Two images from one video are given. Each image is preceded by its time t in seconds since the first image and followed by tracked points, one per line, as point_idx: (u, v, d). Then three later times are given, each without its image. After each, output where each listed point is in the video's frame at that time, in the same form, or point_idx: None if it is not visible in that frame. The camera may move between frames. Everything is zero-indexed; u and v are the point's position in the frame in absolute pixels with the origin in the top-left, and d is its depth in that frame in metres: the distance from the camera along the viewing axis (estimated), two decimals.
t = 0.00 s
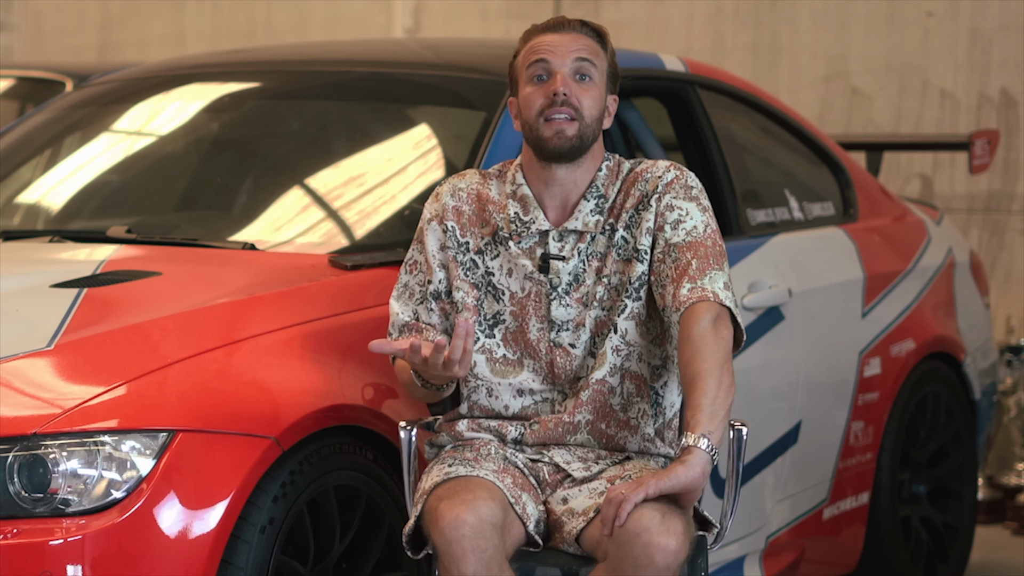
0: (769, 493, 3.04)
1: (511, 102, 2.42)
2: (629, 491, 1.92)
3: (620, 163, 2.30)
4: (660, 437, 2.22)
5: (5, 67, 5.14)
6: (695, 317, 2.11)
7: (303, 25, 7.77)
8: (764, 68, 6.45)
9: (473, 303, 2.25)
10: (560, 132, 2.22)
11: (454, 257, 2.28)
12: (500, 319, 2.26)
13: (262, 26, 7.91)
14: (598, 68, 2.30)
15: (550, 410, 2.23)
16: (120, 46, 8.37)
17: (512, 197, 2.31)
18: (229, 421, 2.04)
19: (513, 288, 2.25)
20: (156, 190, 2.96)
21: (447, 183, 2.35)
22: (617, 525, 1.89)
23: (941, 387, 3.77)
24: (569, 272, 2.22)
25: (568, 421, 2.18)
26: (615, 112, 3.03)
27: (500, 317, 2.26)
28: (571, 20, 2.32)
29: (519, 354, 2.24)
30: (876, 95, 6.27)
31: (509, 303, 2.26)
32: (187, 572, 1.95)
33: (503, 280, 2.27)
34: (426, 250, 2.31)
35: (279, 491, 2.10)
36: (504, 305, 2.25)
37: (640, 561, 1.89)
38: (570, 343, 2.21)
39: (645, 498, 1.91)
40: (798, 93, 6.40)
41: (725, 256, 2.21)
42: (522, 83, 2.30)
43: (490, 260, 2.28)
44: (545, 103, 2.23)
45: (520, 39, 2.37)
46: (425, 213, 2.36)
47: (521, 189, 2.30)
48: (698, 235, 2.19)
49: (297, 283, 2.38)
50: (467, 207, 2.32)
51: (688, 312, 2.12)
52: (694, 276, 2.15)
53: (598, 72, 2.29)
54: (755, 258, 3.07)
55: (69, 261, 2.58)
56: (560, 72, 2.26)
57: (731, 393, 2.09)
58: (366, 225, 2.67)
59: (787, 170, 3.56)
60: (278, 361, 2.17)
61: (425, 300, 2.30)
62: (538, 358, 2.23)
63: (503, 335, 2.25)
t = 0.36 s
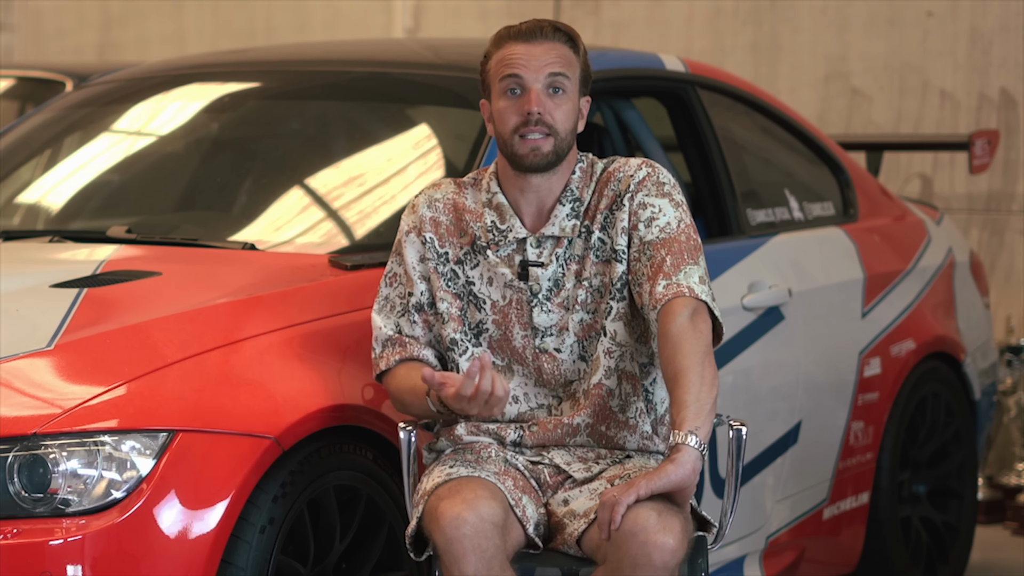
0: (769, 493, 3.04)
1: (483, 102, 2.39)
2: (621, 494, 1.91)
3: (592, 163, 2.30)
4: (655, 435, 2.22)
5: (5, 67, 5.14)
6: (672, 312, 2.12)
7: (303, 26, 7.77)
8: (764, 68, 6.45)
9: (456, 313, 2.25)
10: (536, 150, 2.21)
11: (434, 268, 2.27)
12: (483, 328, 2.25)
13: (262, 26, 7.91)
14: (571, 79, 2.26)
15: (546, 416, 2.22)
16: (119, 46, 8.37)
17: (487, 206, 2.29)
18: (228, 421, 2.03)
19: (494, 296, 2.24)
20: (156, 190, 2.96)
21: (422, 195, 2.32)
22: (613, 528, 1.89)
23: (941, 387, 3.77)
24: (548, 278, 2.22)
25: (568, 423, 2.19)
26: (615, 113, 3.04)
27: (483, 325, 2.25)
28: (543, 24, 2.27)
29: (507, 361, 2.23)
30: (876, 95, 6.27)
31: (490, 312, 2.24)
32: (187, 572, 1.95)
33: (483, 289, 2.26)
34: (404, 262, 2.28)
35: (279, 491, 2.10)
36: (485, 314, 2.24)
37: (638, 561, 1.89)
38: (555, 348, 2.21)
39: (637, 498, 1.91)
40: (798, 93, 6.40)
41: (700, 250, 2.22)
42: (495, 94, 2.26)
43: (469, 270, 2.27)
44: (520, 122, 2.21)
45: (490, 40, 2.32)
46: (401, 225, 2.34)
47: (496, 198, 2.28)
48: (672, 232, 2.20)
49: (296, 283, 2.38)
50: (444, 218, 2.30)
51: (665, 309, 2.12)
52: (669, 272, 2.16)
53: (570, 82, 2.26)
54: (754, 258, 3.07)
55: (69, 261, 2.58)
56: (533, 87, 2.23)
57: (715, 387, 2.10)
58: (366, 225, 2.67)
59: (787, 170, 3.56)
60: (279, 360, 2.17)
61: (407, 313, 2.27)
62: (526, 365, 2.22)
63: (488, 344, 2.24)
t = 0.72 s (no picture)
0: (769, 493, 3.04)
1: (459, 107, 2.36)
2: (628, 497, 1.92)
3: (575, 164, 2.31)
4: (654, 435, 2.22)
5: (6, 67, 5.14)
6: (669, 316, 2.12)
7: (303, 26, 7.77)
8: (764, 67, 6.46)
9: (450, 322, 2.24)
10: (518, 168, 2.20)
11: (425, 278, 2.26)
12: (477, 337, 2.24)
13: (262, 27, 7.90)
14: (548, 90, 2.22)
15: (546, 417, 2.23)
16: (120, 47, 8.37)
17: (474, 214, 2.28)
18: (227, 420, 2.03)
19: (486, 306, 2.24)
20: (156, 190, 2.96)
21: (409, 200, 2.31)
22: (616, 530, 1.90)
23: (941, 387, 3.77)
24: (542, 288, 2.21)
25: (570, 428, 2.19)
26: (615, 113, 3.06)
27: (477, 334, 2.24)
28: (514, 34, 2.22)
29: (502, 368, 2.24)
30: (876, 95, 6.27)
31: (484, 321, 2.24)
32: (187, 572, 1.95)
33: (476, 298, 2.25)
34: (395, 268, 2.27)
35: (279, 491, 2.10)
36: (479, 323, 2.23)
37: (638, 566, 1.89)
38: (551, 356, 2.21)
39: (644, 504, 1.91)
40: (798, 93, 6.40)
41: (691, 250, 2.22)
42: (472, 109, 2.23)
43: (462, 278, 2.26)
44: (500, 142, 2.19)
45: (462, 49, 2.27)
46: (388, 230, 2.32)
47: (483, 206, 2.26)
48: (662, 233, 2.20)
49: (296, 283, 2.38)
50: (433, 225, 2.29)
51: (663, 312, 2.12)
52: (663, 275, 2.16)
53: (547, 94, 2.22)
54: (754, 258, 3.07)
55: (69, 260, 2.58)
56: (510, 104, 2.19)
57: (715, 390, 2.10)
58: (367, 224, 2.67)
59: (787, 170, 3.56)
60: (279, 361, 2.17)
61: (400, 318, 2.26)
62: (523, 373, 2.22)
63: (483, 352, 2.24)
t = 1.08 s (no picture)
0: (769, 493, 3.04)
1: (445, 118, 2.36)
2: (642, 502, 1.90)
3: (563, 168, 2.31)
4: (653, 435, 2.21)
5: (7, 67, 5.14)
6: (658, 319, 2.12)
7: (303, 26, 7.77)
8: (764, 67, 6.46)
9: (444, 327, 2.24)
10: (502, 176, 2.20)
11: (418, 283, 2.26)
12: (471, 342, 2.24)
13: (263, 26, 7.91)
14: (530, 99, 2.23)
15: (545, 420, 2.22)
16: (120, 46, 8.37)
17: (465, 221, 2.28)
18: (227, 422, 2.03)
19: (478, 312, 2.24)
20: (156, 190, 2.96)
21: (399, 207, 2.31)
22: (629, 536, 1.89)
23: (941, 386, 3.77)
24: (534, 294, 2.21)
25: (568, 429, 2.19)
26: (615, 112, 3.13)
27: (471, 339, 2.24)
28: (494, 45, 2.22)
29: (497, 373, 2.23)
30: (876, 95, 6.26)
31: (477, 327, 2.23)
32: (187, 572, 1.96)
33: (468, 304, 2.25)
34: (386, 276, 2.28)
35: (279, 491, 2.10)
36: (471, 329, 2.23)
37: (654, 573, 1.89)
38: (543, 360, 2.21)
39: (657, 509, 1.90)
40: (798, 93, 6.40)
41: (679, 251, 2.22)
42: (455, 122, 2.24)
43: (453, 284, 2.26)
44: (483, 152, 2.19)
45: (444, 62, 2.27)
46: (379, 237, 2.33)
47: (473, 213, 2.26)
48: (649, 236, 2.20)
49: (297, 283, 2.38)
50: (423, 232, 2.29)
51: (651, 316, 2.12)
52: (651, 279, 2.16)
53: (530, 103, 2.23)
54: (753, 258, 3.07)
55: (69, 260, 2.58)
56: (492, 115, 2.20)
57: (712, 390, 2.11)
58: (367, 224, 2.66)
59: (787, 171, 3.56)
60: (279, 361, 2.17)
61: (388, 325, 2.27)
62: (516, 380, 2.22)
63: (477, 357, 2.24)
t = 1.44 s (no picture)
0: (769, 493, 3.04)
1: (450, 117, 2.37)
2: (643, 503, 1.91)
3: (567, 169, 2.31)
4: (654, 436, 2.21)
5: (7, 67, 5.15)
6: (660, 320, 2.12)
7: (303, 25, 7.77)
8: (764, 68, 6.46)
9: (447, 331, 2.24)
10: (512, 169, 2.20)
11: (421, 285, 2.26)
12: (475, 343, 2.24)
13: (262, 26, 7.91)
14: (539, 95, 2.24)
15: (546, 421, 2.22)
16: (120, 46, 8.37)
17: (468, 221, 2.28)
18: (228, 422, 2.03)
19: (481, 313, 2.24)
20: (156, 190, 2.96)
21: (401, 211, 2.31)
22: (630, 537, 1.90)
23: (941, 386, 3.77)
24: (538, 294, 2.22)
25: (570, 429, 2.19)
26: (615, 112, 3.13)
27: (474, 340, 2.24)
28: (504, 41, 2.23)
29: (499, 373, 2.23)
30: (876, 95, 6.26)
31: (480, 328, 2.24)
32: (187, 572, 1.96)
33: (471, 305, 2.25)
34: (387, 279, 2.27)
35: (279, 491, 2.10)
36: (475, 329, 2.23)
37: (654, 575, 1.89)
38: (546, 361, 2.21)
39: (658, 510, 1.91)
40: (798, 93, 6.41)
41: (682, 253, 2.22)
42: (464, 115, 2.24)
43: (457, 285, 2.26)
44: (493, 144, 2.19)
45: (451, 60, 2.28)
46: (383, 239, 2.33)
47: (476, 213, 2.26)
48: (653, 237, 2.20)
49: (297, 283, 2.38)
50: (427, 233, 2.29)
51: (653, 317, 2.12)
52: (653, 280, 2.16)
53: (539, 98, 2.24)
54: (753, 258, 3.07)
55: (69, 260, 2.58)
56: (503, 108, 2.20)
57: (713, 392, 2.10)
58: (367, 224, 2.66)
59: (788, 170, 3.56)
60: (280, 361, 2.17)
61: (391, 327, 2.26)
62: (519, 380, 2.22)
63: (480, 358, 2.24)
